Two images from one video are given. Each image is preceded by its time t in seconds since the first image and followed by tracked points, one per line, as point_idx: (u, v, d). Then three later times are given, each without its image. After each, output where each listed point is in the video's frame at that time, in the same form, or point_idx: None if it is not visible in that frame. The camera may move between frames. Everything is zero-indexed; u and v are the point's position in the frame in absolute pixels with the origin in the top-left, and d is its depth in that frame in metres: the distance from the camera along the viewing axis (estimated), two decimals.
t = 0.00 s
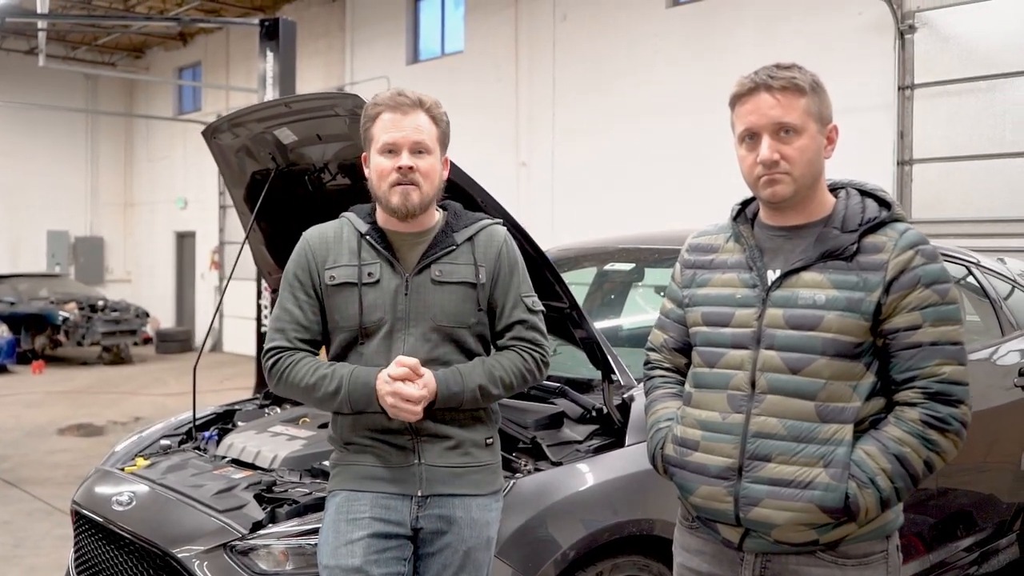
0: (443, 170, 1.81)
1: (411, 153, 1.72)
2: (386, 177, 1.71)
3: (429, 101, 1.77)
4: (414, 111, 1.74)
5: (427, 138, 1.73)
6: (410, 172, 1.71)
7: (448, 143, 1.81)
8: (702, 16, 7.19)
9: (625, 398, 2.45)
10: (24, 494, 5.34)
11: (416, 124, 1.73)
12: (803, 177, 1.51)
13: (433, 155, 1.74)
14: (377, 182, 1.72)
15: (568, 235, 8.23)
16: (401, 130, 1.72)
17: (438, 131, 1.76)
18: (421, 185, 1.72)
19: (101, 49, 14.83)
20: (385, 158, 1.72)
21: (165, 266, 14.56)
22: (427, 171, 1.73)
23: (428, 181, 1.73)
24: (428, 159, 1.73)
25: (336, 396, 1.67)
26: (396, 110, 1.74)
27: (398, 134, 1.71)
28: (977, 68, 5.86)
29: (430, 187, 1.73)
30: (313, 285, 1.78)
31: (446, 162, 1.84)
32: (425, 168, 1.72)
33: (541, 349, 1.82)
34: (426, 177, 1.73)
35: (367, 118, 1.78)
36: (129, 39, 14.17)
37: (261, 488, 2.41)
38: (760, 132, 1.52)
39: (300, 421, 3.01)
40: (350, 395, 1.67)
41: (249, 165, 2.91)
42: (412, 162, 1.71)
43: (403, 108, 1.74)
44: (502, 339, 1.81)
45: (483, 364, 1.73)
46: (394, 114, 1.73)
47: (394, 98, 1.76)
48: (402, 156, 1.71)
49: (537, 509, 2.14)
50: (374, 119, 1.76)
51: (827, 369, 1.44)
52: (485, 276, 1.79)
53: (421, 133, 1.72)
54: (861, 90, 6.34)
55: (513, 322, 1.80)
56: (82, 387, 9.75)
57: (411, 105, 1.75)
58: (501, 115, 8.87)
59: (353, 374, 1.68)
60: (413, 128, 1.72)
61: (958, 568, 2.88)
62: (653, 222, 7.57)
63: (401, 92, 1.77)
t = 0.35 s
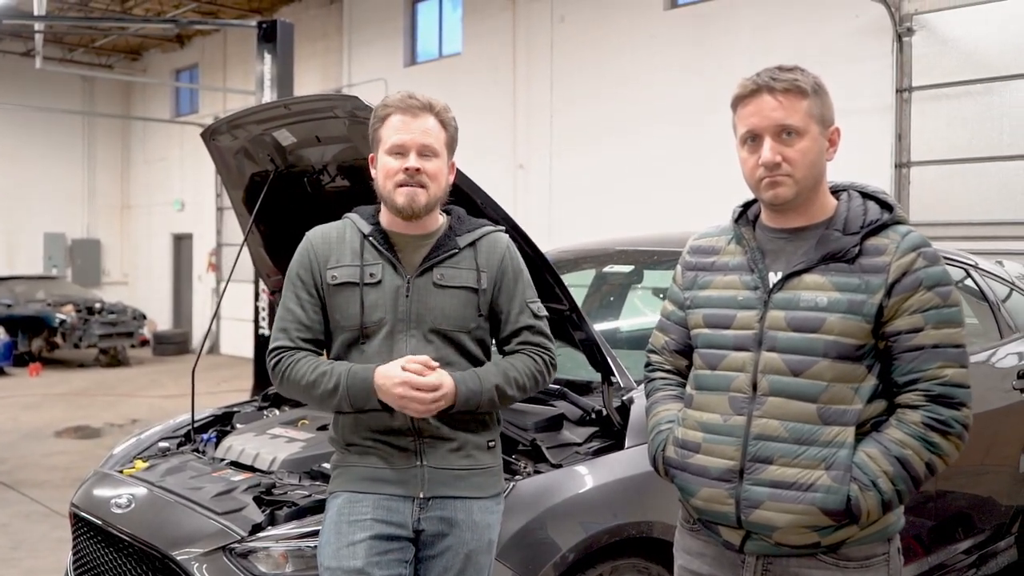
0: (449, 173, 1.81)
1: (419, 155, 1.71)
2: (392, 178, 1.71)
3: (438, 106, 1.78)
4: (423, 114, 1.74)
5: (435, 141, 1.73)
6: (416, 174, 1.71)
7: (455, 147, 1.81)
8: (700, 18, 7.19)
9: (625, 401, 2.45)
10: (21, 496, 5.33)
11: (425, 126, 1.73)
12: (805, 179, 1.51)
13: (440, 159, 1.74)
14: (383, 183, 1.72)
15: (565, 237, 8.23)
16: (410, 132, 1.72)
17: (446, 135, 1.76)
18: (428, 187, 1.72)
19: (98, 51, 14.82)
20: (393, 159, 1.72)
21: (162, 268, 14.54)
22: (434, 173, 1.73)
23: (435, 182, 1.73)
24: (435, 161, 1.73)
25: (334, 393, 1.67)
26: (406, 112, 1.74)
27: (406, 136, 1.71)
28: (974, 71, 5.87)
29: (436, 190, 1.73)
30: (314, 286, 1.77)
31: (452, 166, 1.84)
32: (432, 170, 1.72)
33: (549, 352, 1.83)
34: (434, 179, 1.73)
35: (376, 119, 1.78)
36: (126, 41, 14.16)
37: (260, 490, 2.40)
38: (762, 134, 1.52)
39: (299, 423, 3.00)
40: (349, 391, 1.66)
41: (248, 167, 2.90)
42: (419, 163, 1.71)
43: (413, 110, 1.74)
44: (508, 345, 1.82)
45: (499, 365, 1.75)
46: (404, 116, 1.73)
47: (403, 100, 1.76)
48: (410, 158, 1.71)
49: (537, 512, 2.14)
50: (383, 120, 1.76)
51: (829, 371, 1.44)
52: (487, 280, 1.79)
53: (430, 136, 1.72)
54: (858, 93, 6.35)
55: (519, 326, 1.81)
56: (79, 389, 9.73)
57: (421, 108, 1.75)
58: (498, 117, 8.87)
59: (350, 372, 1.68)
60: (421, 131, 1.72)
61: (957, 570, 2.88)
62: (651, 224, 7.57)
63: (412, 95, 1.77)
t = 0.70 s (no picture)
0: (453, 174, 1.80)
1: (424, 154, 1.71)
2: (398, 177, 1.71)
3: (444, 105, 1.78)
4: (429, 113, 1.74)
5: (441, 141, 1.73)
6: (422, 173, 1.70)
7: (460, 148, 1.81)
8: (698, 18, 7.19)
9: (625, 400, 2.45)
10: (19, 497, 5.32)
11: (430, 126, 1.72)
12: (806, 178, 1.51)
13: (445, 158, 1.74)
14: (389, 183, 1.72)
15: (564, 236, 8.23)
16: (416, 131, 1.71)
17: (452, 135, 1.76)
18: (432, 187, 1.71)
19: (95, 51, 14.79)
20: (398, 158, 1.71)
21: (160, 268, 14.52)
22: (439, 173, 1.73)
23: (439, 182, 1.72)
24: (440, 160, 1.73)
25: (295, 384, 1.66)
26: (412, 111, 1.73)
27: (413, 134, 1.71)
28: (972, 70, 5.87)
29: (440, 189, 1.73)
30: (316, 284, 1.77)
31: (456, 167, 1.84)
32: (438, 170, 1.72)
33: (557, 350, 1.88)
34: (438, 179, 1.72)
35: (381, 118, 1.77)
36: (123, 41, 14.13)
37: (260, 491, 2.40)
38: (764, 132, 1.52)
39: (298, 424, 3.00)
40: (304, 379, 1.63)
41: (246, 167, 2.90)
42: (425, 162, 1.70)
43: (419, 109, 1.74)
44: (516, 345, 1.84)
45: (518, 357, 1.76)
46: (410, 115, 1.73)
47: (410, 100, 1.75)
48: (416, 157, 1.71)
49: (537, 511, 2.14)
50: (389, 119, 1.75)
51: (831, 370, 1.44)
52: (490, 281, 1.80)
53: (436, 135, 1.72)
54: (856, 92, 6.35)
55: (526, 327, 1.84)
56: (77, 390, 9.71)
57: (427, 108, 1.75)
58: (496, 117, 8.87)
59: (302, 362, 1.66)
60: (427, 130, 1.72)
61: (957, 569, 2.88)
62: (649, 224, 7.57)
63: (418, 94, 1.77)
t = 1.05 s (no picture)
0: (459, 172, 1.80)
1: (431, 152, 1.71)
2: (403, 175, 1.70)
3: (449, 104, 1.77)
4: (435, 112, 1.74)
5: (446, 139, 1.73)
6: (428, 171, 1.70)
7: (465, 147, 1.81)
8: (698, 17, 7.19)
9: (627, 399, 2.44)
10: (20, 497, 5.32)
11: (435, 124, 1.72)
12: (810, 177, 1.51)
13: (451, 157, 1.74)
14: (393, 180, 1.72)
15: (564, 236, 8.23)
16: (422, 128, 1.71)
17: (457, 134, 1.76)
18: (438, 185, 1.71)
19: (95, 51, 14.79)
20: (404, 156, 1.71)
21: (160, 268, 14.52)
22: (445, 171, 1.72)
23: (445, 181, 1.72)
24: (446, 159, 1.72)
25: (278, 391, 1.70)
26: (418, 109, 1.74)
27: (419, 132, 1.71)
28: (972, 69, 5.87)
29: (446, 188, 1.73)
30: (320, 284, 1.77)
31: (461, 165, 1.84)
32: (443, 168, 1.72)
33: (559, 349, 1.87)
34: (444, 177, 1.72)
35: (387, 117, 1.77)
36: (122, 41, 14.12)
37: (263, 490, 2.40)
38: (768, 131, 1.52)
39: (300, 423, 3.00)
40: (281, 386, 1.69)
41: (248, 166, 2.89)
42: (431, 160, 1.70)
43: (425, 108, 1.74)
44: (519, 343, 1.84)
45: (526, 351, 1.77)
46: (416, 114, 1.73)
47: (416, 98, 1.75)
48: (421, 155, 1.70)
49: (540, 510, 2.13)
50: (395, 117, 1.75)
51: (837, 369, 1.44)
52: (495, 280, 1.80)
53: (441, 133, 1.72)
54: (857, 91, 6.34)
55: (530, 325, 1.84)
56: (77, 390, 9.71)
57: (432, 106, 1.75)
58: (496, 116, 8.86)
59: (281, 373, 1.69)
60: (432, 128, 1.72)
61: (958, 568, 2.88)
62: (649, 223, 7.57)
63: (424, 92, 1.77)
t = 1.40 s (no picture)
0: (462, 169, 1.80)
1: (437, 148, 1.71)
2: (408, 169, 1.70)
3: (454, 102, 1.78)
4: (440, 108, 1.74)
5: (452, 135, 1.73)
6: (434, 166, 1.70)
7: (468, 144, 1.81)
8: (697, 14, 7.19)
9: (629, 396, 2.44)
10: (19, 495, 5.32)
11: (442, 120, 1.73)
12: (816, 175, 1.52)
13: (456, 153, 1.74)
14: (398, 174, 1.72)
15: (562, 234, 8.24)
16: (429, 124, 1.71)
17: (462, 131, 1.77)
18: (444, 179, 1.71)
19: (93, 48, 14.76)
20: (410, 150, 1.71)
21: (158, 265, 14.51)
22: (450, 166, 1.72)
23: (450, 175, 1.72)
24: (451, 155, 1.73)
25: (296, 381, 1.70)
26: (425, 105, 1.73)
27: (426, 127, 1.71)
28: (971, 68, 5.87)
29: (451, 183, 1.73)
30: (322, 282, 1.76)
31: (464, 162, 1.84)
32: (449, 164, 1.72)
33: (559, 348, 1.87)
34: (450, 172, 1.72)
35: (392, 112, 1.77)
36: (120, 38, 14.09)
37: (265, 487, 2.39)
38: (775, 129, 1.52)
39: (302, 421, 3.00)
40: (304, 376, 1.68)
41: (249, 164, 2.89)
42: (437, 155, 1.70)
43: (431, 103, 1.74)
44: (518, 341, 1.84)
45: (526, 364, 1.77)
46: (422, 109, 1.73)
47: (422, 94, 1.75)
48: (427, 150, 1.70)
49: (543, 509, 2.14)
50: (400, 112, 1.75)
51: (843, 367, 1.44)
52: (496, 277, 1.80)
53: (447, 130, 1.72)
54: (856, 90, 6.34)
55: (529, 323, 1.84)
56: (75, 388, 9.70)
57: (438, 103, 1.75)
58: (494, 114, 8.86)
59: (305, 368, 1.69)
60: (438, 124, 1.72)
61: (958, 566, 2.88)
62: (647, 221, 7.58)
63: (430, 89, 1.77)
